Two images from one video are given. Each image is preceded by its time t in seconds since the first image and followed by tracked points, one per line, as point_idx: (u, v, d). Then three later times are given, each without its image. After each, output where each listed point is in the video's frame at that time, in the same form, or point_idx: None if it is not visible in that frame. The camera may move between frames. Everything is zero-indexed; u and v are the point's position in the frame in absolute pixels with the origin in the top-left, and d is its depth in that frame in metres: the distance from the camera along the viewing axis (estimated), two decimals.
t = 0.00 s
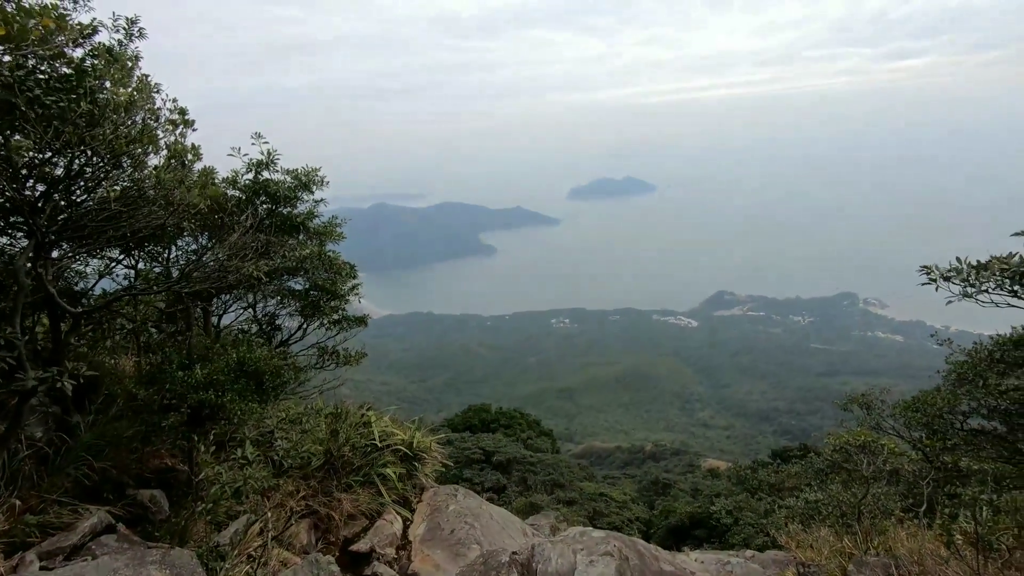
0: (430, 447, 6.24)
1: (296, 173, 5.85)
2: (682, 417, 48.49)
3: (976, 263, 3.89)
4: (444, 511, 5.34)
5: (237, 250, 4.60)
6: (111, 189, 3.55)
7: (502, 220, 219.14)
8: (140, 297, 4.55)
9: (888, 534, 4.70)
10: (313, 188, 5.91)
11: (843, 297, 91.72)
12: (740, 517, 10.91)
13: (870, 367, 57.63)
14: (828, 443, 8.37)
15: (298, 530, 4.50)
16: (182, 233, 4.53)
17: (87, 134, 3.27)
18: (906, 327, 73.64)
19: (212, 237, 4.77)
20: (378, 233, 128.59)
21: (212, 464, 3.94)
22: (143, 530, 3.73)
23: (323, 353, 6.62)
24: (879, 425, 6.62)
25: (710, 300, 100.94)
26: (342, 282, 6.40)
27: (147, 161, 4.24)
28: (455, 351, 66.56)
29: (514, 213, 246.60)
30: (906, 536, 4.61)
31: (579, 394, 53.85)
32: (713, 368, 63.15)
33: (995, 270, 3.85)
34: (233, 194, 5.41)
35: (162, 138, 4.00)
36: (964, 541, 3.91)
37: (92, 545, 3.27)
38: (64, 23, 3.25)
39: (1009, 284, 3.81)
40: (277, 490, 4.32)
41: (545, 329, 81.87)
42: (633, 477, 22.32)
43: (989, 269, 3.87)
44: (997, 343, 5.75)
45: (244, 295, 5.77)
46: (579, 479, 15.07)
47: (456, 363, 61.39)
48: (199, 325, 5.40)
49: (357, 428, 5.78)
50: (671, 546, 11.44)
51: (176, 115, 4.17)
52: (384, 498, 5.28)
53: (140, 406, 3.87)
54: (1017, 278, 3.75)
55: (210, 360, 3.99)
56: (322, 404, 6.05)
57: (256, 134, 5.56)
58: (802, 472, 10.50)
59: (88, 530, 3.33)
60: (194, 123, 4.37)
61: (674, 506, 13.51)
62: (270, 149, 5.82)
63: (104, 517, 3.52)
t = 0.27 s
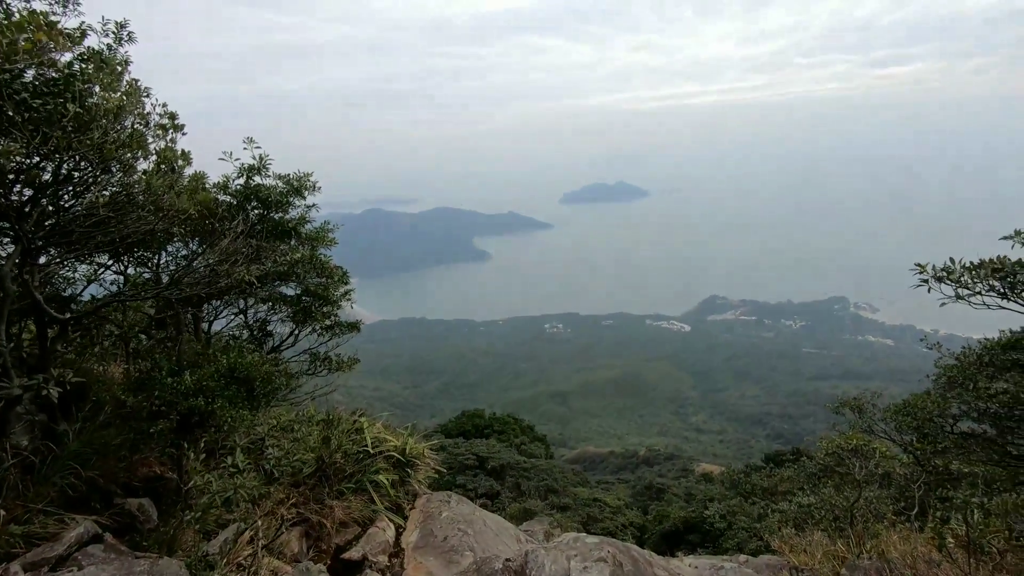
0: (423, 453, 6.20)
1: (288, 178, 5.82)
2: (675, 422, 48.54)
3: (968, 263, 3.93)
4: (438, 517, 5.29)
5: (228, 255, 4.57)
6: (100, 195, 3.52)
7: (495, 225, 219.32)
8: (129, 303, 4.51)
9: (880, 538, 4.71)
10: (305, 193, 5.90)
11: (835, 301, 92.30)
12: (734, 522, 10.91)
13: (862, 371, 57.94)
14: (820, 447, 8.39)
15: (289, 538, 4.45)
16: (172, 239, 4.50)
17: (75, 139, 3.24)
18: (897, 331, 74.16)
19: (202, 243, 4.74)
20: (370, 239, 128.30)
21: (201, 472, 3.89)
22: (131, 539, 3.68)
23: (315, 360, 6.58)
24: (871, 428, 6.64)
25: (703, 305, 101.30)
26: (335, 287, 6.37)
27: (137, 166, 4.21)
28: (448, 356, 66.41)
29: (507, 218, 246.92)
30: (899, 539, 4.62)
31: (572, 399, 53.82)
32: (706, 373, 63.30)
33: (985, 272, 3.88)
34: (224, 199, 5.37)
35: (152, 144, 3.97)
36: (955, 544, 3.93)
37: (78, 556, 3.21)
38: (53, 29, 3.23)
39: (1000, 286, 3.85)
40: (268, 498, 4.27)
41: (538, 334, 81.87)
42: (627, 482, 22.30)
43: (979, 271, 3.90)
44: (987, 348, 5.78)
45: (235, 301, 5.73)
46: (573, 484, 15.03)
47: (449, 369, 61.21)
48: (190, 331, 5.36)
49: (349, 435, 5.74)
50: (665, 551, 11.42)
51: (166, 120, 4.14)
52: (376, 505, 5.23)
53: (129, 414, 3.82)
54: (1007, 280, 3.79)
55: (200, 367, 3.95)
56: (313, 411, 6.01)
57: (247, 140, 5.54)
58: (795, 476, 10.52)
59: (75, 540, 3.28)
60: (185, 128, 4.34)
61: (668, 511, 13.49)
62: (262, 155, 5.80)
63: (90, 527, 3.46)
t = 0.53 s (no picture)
0: (419, 456, 6.18)
1: (282, 181, 5.81)
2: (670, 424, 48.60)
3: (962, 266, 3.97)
4: (432, 521, 5.25)
5: (222, 258, 4.56)
6: (93, 197, 3.50)
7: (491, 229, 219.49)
8: (121, 306, 4.48)
9: (875, 540, 4.72)
10: (300, 196, 5.89)
11: (828, 304, 92.75)
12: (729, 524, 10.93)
13: (856, 373, 58.18)
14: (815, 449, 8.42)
15: (283, 544, 4.42)
16: (165, 242, 4.48)
17: (68, 141, 3.22)
18: (890, 333, 74.54)
19: (196, 246, 4.72)
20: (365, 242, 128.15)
21: (194, 476, 3.87)
22: (123, 544, 3.64)
23: (310, 363, 6.58)
24: (865, 430, 6.66)
25: (697, 307, 101.58)
26: (329, 290, 6.35)
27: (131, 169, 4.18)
28: (444, 359, 66.30)
29: (503, 222, 247.22)
30: (893, 541, 4.63)
31: (568, 402, 53.81)
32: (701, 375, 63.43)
33: (979, 274, 3.92)
34: (218, 201, 5.36)
35: (147, 146, 3.95)
36: (949, 546, 3.94)
37: (69, 561, 3.18)
38: (47, 32, 3.22)
39: (994, 288, 3.90)
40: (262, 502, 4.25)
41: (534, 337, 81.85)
42: (622, 485, 22.30)
43: (974, 274, 3.93)
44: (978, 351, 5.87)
45: (229, 304, 5.71)
46: (568, 487, 15.02)
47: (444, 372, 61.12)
48: (183, 335, 5.33)
49: (344, 438, 5.72)
50: (661, 554, 11.44)
51: (161, 123, 4.13)
52: (371, 509, 5.21)
53: (122, 418, 3.79)
54: (1000, 283, 3.84)
55: (194, 370, 3.93)
56: (308, 414, 6.00)
57: (242, 142, 5.54)
58: (790, 478, 10.55)
59: (67, 545, 3.25)
60: (179, 131, 4.32)
61: (663, 514, 13.50)
62: (256, 157, 5.78)
63: (81, 532, 3.43)
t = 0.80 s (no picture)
0: (414, 459, 6.16)
1: (279, 182, 5.80)
2: (666, 428, 48.63)
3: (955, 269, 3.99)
4: (428, 524, 5.23)
5: (218, 259, 4.55)
6: (89, 198, 3.49)
7: (487, 232, 219.65)
8: (116, 307, 4.47)
9: (869, 543, 4.73)
10: (297, 198, 5.88)
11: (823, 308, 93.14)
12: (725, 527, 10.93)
13: (851, 377, 58.37)
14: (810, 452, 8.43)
15: (277, 547, 4.40)
16: (161, 243, 4.46)
17: (64, 141, 3.22)
18: (885, 337, 74.85)
19: (192, 246, 4.71)
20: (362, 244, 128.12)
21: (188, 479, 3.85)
22: (117, 547, 3.61)
23: (305, 364, 6.57)
24: (859, 434, 6.67)
25: (693, 311, 101.79)
26: (325, 292, 6.34)
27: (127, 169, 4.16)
28: (439, 362, 66.20)
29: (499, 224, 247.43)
30: (887, 544, 4.65)
31: (564, 405, 53.79)
32: (697, 379, 63.53)
33: (971, 278, 3.94)
34: (215, 203, 5.34)
35: (142, 146, 3.93)
36: (943, 549, 3.95)
37: (63, 564, 3.15)
38: (43, 31, 3.22)
39: (986, 291, 3.93)
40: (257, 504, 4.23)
41: (530, 340, 81.84)
42: (617, 488, 22.29)
43: (967, 277, 3.95)
44: (970, 355, 5.95)
45: (224, 305, 5.69)
46: (564, 490, 14.99)
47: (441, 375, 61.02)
48: (179, 337, 5.32)
49: (340, 440, 5.70)
50: (657, 557, 11.45)
51: (158, 124, 4.13)
52: (367, 512, 5.20)
53: (115, 420, 3.76)
54: (992, 286, 3.87)
55: (189, 372, 3.92)
56: (304, 416, 5.99)
57: (239, 144, 5.53)
58: (784, 482, 10.55)
59: (59, 548, 3.23)
60: (176, 133, 4.31)
61: (659, 517, 13.49)
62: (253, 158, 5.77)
63: (74, 535, 3.41)
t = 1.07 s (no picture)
0: (410, 463, 6.15)
1: (275, 186, 5.80)
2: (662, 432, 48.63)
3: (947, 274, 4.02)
4: (423, 529, 5.22)
5: (214, 263, 4.54)
6: (83, 203, 3.48)
7: (484, 236, 219.67)
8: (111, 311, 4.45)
9: (863, 547, 4.74)
10: (292, 202, 5.88)
11: (819, 312, 93.42)
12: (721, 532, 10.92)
13: (846, 381, 58.49)
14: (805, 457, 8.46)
15: (271, 552, 4.37)
16: (156, 247, 4.46)
17: (59, 145, 3.21)
18: (880, 342, 75.10)
19: (187, 250, 4.70)
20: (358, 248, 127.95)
21: (182, 483, 3.84)
22: (109, 553, 3.59)
23: (300, 368, 6.56)
24: (854, 438, 6.69)
25: (689, 315, 101.93)
26: (321, 296, 6.33)
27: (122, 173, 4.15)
28: (435, 366, 66.07)
29: (496, 229, 247.51)
30: (882, 548, 4.66)
31: (560, 410, 53.73)
32: (693, 383, 63.56)
33: (963, 283, 3.97)
34: (210, 206, 5.34)
35: (138, 150, 3.92)
36: (937, 554, 3.96)
37: (53, 570, 3.13)
38: (37, 35, 3.21)
39: (977, 296, 3.96)
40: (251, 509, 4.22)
41: (526, 344, 81.78)
42: (614, 493, 22.24)
43: (959, 282, 3.98)
44: (963, 360, 6.00)
45: (220, 310, 5.68)
46: (560, 495, 14.96)
47: (436, 379, 60.92)
48: (173, 341, 5.31)
49: (335, 445, 5.69)
50: (652, 562, 11.50)
51: (153, 129, 4.12)
52: (361, 516, 5.18)
53: (109, 425, 3.75)
54: (983, 291, 3.90)
55: (183, 376, 3.91)
56: (298, 420, 5.98)
57: (235, 148, 5.54)
58: (780, 486, 10.56)
59: (51, 554, 3.21)
60: (173, 137, 4.31)
61: (655, 521, 13.48)
62: (249, 162, 5.77)
63: (65, 540, 3.38)
